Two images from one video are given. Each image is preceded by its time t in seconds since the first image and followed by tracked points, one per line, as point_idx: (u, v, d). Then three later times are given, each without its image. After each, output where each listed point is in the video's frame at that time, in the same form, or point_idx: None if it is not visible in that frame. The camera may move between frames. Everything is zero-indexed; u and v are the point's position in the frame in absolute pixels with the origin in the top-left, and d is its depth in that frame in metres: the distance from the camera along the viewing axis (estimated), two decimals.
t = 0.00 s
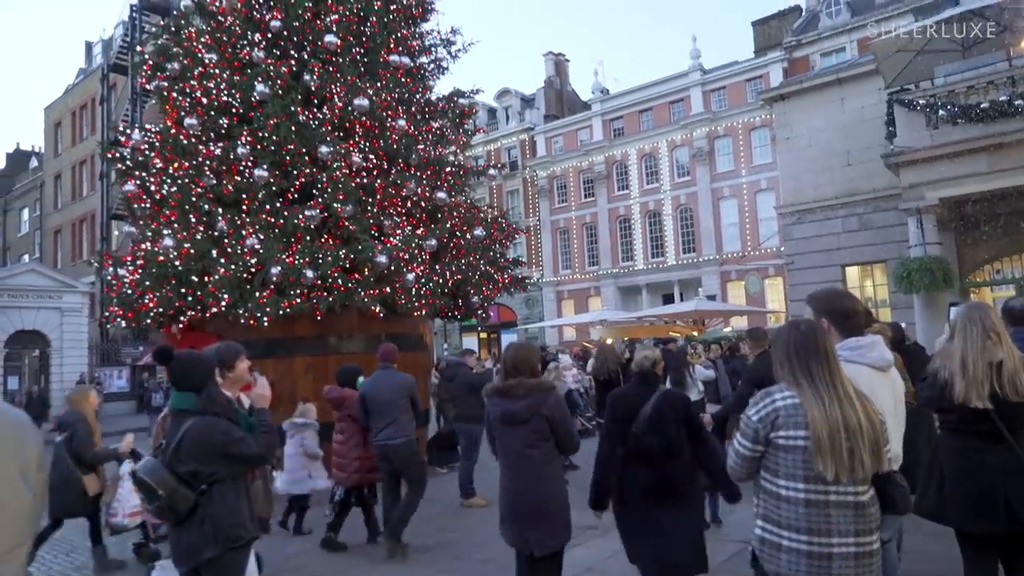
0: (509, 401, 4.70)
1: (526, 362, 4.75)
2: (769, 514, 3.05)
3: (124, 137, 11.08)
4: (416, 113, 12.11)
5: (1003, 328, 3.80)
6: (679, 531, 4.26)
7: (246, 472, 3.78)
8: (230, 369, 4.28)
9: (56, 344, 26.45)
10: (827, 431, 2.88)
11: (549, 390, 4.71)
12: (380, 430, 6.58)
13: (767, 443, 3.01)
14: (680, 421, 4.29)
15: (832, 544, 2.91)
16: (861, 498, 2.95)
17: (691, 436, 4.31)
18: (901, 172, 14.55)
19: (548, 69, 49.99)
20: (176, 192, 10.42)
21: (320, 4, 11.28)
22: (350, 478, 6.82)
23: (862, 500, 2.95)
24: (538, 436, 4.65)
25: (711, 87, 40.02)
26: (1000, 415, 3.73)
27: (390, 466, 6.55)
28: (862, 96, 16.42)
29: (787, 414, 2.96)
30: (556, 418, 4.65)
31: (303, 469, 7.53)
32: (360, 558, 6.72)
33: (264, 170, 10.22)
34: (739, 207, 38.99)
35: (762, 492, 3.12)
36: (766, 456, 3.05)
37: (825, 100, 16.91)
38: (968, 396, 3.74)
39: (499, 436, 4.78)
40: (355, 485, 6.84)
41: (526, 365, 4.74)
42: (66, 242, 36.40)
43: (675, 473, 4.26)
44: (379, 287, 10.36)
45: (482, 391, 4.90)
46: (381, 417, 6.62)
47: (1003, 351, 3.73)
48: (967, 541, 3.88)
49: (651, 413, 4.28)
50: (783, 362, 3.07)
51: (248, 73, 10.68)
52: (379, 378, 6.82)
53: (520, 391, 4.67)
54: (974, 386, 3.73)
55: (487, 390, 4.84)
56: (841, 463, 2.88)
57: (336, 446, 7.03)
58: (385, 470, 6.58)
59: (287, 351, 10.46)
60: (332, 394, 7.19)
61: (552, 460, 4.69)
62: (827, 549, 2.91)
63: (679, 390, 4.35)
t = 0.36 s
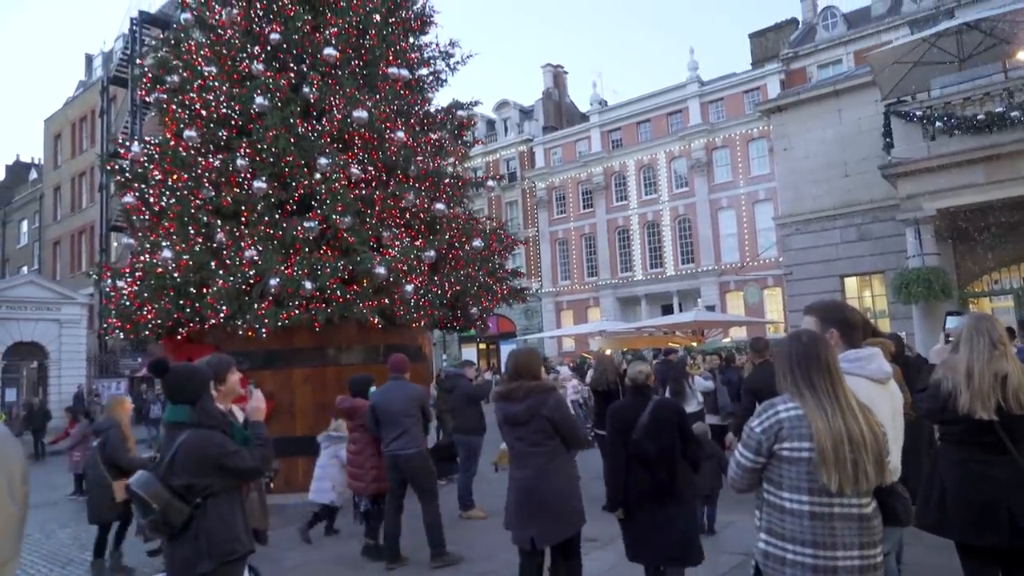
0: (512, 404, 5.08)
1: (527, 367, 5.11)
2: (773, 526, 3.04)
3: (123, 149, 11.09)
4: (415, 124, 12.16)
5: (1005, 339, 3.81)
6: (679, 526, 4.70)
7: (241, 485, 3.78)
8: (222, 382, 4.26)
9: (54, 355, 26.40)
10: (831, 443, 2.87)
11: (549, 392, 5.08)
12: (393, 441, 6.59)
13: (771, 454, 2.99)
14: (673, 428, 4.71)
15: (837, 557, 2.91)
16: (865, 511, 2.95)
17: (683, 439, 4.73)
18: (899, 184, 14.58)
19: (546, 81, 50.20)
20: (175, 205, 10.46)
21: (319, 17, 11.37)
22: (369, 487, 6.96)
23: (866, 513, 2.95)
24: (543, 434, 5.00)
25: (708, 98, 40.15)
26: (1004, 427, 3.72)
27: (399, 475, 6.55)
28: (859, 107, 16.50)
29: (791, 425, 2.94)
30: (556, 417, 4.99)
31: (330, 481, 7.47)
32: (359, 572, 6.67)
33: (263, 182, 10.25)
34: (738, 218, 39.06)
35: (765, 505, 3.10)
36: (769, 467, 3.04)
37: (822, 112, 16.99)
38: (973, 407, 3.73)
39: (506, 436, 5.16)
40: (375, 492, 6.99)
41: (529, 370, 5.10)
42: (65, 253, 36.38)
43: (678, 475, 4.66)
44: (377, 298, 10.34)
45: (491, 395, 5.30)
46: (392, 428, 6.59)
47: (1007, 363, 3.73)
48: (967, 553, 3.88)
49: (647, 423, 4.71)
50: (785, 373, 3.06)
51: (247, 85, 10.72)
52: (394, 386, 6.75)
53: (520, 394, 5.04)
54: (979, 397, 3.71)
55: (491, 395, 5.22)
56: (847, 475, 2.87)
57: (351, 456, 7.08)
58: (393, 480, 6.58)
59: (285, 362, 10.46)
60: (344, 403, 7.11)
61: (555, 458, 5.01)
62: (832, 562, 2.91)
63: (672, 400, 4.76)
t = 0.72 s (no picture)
0: (532, 418, 5.22)
1: (547, 380, 5.18)
2: (785, 538, 3.01)
3: (129, 159, 11.13)
4: (419, 134, 12.20)
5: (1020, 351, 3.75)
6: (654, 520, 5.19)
7: (240, 496, 3.77)
8: (221, 393, 4.25)
9: (59, 364, 26.45)
10: (844, 454, 2.84)
11: (568, 404, 5.18)
12: (414, 451, 6.63)
13: (783, 465, 2.97)
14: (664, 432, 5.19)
15: (850, 570, 2.88)
16: (878, 524, 2.92)
17: (671, 444, 5.22)
18: (902, 193, 14.57)
19: (549, 91, 50.37)
20: (179, 215, 10.46)
21: (324, 28, 11.43)
22: (387, 497, 6.84)
23: (879, 526, 2.92)
24: (564, 440, 5.14)
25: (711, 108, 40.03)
26: (1016, 439, 3.68)
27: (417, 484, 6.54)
28: (862, 117, 16.51)
29: (803, 436, 2.92)
30: (576, 425, 5.11)
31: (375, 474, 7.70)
32: None
33: (267, 192, 10.27)
34: (741, 227, 39.03)
35: (777, 517, 3.07)
36: (780, 478, 3.02)
37: (824, 121, 17.00)
38: (986, 418, 3.68)
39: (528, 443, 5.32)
40: (392, 502, 6.89)
41: (549, 383, 5.18)
42: (70, 262, 36.48)
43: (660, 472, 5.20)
44: (380, 308, 10.34)
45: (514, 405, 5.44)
46: (412, 439, 6.64)
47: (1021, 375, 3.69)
48: (977, 566, 3.86)
49: (641, 425, 5.19)
50: (796, 383, 3.05)
51: (252, 96, 10.76)
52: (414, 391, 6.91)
53: (539, 410, 5.18)
54: (994, 409, 3.66)
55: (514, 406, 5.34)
56: (860, 487, 2.85)
57: (367, 466, 6.94)
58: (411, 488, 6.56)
59: (287, 372, 10.44)
60: (357, 414, 7.02)
61: (576, 464, 5.18)
62: None
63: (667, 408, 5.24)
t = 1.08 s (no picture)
0: (548, 430, 5.24)
1: (562, 391, 5.19)
2: (797, 557, 2.98)
3: (132, 173, 11.15)
4: (421, 149, 12.26)
5: None
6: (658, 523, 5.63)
7: (238, 511, 3.74)
8: (217, 408, 4.22)
9: (60, 379, 26.43)
10: (858, 471, 2.81)
11: (583, 415, 5.17)
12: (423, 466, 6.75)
13: (795, 481, 2.94)
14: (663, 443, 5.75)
15: None
16: (891, 543, 2.89)
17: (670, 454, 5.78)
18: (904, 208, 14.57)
19: (551, 106, 50.58)
20: (182, 229, 10.45)
21: (327, 44, 11.52)
22: (393, 515, 6.69)
23: (893, 545, 2.89)
24: (580, 449, 5.12)
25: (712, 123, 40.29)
26: None
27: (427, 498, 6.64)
28: (863, 131, 16.54)
29: (816, 452, 2.90)
30: (591, 434, 5.07)
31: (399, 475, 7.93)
32: None
33: (270, 206, 10.28)
34: (743, 241, 39.05)
35: (790, 534, 3.04)
36: (793, 495, 2.99)
37: (825, 136, 17.04)
38: (996, 433, 3.63)
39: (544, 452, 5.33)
40: (398, 520, 6.74)
41: (565, 395, 5.21)
42: (72, 276, 36.53)
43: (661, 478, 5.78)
44: (382, 322, 10.33)
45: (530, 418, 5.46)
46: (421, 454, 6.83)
47: None
48: None
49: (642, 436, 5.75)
50: (809, 399, 3.04)
51: (255, 111, 10.79)
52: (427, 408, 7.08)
53: (554, 422, 5.20)
54: (1004, 424, 3.61)
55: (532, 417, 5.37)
56: (875, 505, 2.81)
57: (373, 482, 6.79)
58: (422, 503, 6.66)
59: (289, 387, 10.42)
60: (366, 429, 6.86)
61: (591, 471, 5.13)
62: None
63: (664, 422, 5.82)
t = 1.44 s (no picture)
0: (565, 444, 5.32)
1: (579, 405, 5.27)
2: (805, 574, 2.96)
3: (137, 188, 11.20)
4: (424, 163, 12.33)
5: None
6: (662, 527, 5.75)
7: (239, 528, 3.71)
8: (220, 425, 4.23)
9: (63, 393, 26.43)
10: (868, 489, 2.79)
11: (599, 428, 5.23)
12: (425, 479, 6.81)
13: (803, 498, 2.93)
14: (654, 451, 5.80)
15: None
16: (901, 562, 2.86)
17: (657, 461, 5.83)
18: (908, 220, 14.57)
19: (553, 120, 50.77)
20: (185, 243, 10.46)
21: (331, 60, 11.62)
22: (395, 530, 6.65)
23: (903, 563, 2.87)
24: (596, 461, 5.19)
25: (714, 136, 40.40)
26: None
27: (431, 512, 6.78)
28: (865, 145, 16.56)
29: (826, 469, 2.88)
30: (608, 448, 5.12)
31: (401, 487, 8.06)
32: None
33: (273, 220, 10.30)
34: (746, 254, 39.04)
35: (797, 551, 3.02)
36: (800, 511, 2.97)
37: (827, 149, 17.06)
38: (1008, 448, 3.62)
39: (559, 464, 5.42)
40: (400, 536, 6.67)
41: (582, 409, 5.28)
42: (76, 290, 36.62)
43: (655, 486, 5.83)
44: (385, 336, 10.31)
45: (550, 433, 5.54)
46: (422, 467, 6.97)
47: None
48: None
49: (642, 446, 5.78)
50: (818, 416, 3.02)
51: (259, 125, 10.84)
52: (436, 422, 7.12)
53: (570, 436, 5.27)
54: (1014, 438, 3.61)
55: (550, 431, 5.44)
56: (885, 523, 2.79)
57: (379, 496, 6.76)
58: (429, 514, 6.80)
59: (292, 402, 10.39)
60: (374, 443, 6.84)
61: (609, 483, 5.20)
62: None
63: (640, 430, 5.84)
